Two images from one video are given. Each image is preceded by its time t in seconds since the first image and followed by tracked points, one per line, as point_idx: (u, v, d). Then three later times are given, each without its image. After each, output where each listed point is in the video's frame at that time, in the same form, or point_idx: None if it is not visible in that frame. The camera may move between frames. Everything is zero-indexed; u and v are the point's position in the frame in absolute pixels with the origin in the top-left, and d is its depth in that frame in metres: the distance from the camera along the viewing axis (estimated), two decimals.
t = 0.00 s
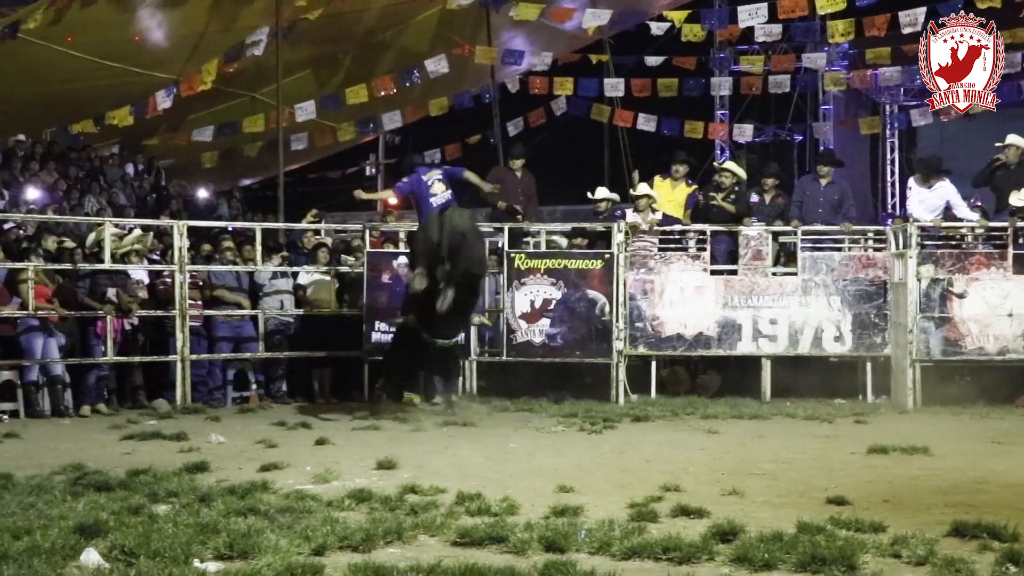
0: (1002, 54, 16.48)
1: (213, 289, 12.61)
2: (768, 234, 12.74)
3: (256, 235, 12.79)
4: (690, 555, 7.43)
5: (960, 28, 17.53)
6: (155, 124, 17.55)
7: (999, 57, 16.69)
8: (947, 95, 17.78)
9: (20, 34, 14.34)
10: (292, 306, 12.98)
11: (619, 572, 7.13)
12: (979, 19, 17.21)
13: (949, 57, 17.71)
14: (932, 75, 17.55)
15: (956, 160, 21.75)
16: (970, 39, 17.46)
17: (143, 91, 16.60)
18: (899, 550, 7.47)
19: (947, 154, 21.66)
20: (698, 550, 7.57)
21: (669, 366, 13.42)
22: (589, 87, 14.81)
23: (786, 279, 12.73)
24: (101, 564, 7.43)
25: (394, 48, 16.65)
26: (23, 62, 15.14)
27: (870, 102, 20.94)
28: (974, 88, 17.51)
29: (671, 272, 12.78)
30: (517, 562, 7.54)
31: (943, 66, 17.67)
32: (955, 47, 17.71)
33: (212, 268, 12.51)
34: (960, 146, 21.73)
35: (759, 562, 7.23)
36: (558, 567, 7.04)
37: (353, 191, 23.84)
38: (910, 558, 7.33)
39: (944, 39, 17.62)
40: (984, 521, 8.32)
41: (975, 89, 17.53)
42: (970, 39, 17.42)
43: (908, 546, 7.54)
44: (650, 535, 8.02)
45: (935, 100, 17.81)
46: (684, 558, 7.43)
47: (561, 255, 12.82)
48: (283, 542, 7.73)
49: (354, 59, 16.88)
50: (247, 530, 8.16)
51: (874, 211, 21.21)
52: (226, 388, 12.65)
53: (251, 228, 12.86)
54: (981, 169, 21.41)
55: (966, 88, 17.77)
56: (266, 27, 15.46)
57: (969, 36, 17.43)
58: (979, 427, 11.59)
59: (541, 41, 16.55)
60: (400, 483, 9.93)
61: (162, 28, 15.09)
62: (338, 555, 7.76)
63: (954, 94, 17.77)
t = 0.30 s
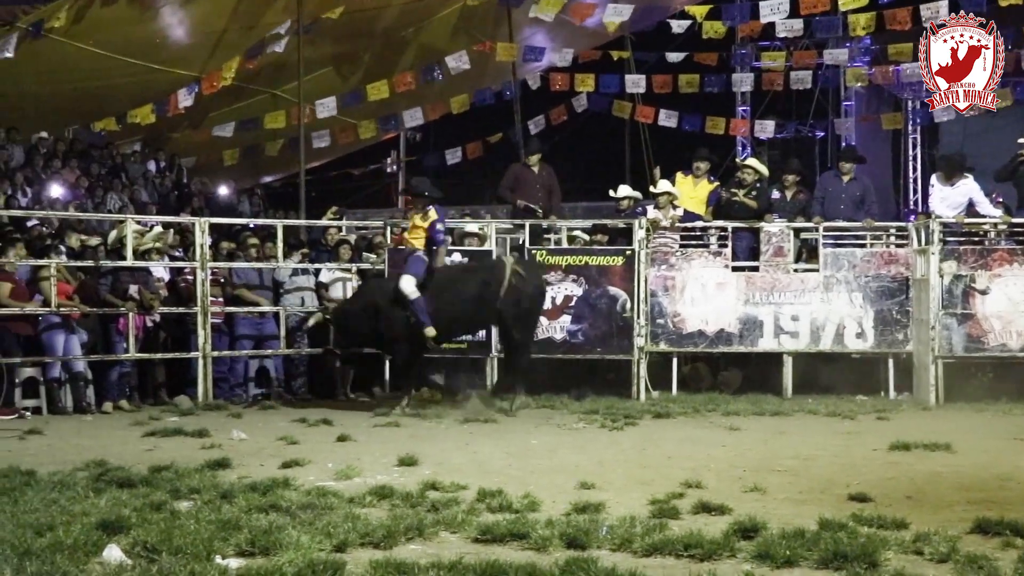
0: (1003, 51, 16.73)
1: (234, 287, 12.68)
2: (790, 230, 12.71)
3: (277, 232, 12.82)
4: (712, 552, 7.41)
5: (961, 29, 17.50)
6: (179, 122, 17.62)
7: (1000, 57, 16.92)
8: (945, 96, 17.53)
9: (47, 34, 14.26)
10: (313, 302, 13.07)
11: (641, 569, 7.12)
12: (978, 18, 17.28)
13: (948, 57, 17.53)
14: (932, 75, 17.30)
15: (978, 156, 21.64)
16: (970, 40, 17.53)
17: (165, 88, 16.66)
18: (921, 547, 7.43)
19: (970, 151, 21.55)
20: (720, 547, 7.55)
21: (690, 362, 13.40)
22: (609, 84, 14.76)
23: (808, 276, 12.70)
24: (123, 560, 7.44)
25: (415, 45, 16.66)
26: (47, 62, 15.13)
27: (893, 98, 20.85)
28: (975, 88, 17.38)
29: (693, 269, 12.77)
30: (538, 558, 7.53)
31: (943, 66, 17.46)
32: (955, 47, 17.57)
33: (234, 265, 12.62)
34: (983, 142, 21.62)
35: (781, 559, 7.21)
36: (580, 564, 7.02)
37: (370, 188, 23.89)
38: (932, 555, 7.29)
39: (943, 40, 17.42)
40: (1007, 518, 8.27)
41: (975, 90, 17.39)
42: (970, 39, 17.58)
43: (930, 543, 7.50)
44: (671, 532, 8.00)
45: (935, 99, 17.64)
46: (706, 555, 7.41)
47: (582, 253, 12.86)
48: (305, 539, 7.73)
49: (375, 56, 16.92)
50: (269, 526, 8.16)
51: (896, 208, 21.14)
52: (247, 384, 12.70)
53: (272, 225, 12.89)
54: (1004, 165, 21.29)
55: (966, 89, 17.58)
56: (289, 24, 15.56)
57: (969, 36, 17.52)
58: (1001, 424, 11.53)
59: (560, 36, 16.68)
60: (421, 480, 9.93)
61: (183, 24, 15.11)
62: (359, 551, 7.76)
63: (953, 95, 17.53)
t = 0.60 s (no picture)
0: (1003, 53, 16.89)
1: (252, 286, 12.73)
2: (808, 228, 12.72)
3: (294, 231, 12.73)
4: (731, 550, 7.39)
5: (961, 29, 17.50)
6: (195, 120, 17.69)
7: (1000, 57, 17.13)
8: (947, 96, 17.50)
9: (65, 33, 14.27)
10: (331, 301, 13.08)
11: (660, 568, 7.10)
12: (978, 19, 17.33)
13: (949, 57, 17.58)
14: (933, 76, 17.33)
15: (999, 153, 21.51)
16: (969, 40, 17.65)
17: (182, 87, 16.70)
18: (941, 545, 7.39)
19: (992, 147, 21.43)
20: (739, 545, 7.53)
21: (708, 360, 13.45)
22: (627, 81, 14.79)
23: (826, 274, 12.67)
24: (142, 558, 7.45)
25: (434, 40, 16.54)
26: (66, 62, 15.17)
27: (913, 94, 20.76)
28: (975, 88, 17.55)
29: (711, 266, 12.74)
30: (557, 556, 7.51)
31: (944, 66, 17.48)
32: (955, 48, 17.65)
33: (251, 263, 12.61)
34: (1004, 139, 21.50)
35: (800, 557, 7.18)
36: (599, 562, 7.00)
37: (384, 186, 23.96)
38: (952, 553, 7.25)
39: (944, 40, 17.49)
40: None
41: (975, 89, 17.56)
42: (970, 39, 17.72)
43: (950, 541, 7.46)
44: (689, 529, 7.98)
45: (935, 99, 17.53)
46: (725, 553, 7.39)
47: (601, 251, 12.78)
48: (324, 536, 7.73)
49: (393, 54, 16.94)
50: (288, 524, 8.17)
51: (916, 204, 21.07)
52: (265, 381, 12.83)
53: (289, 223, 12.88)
54: None
55: (966, 89, 17.64)
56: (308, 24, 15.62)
57: (969, 36, 17.54)
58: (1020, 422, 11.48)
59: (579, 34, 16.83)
60: (439, 478, 9.93)
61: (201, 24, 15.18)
62: (378, 549, 7.76)
63: (954, 95, 17.54)
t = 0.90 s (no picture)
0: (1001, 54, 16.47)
1: (269, 283, 12.85)
2: (827, 225, 12.67)
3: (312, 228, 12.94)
4: (750, 549, 7.37)
5: (961, 28, 17.45)
6: (212, 118, 17.75)
7: (998, 57, 16.69)
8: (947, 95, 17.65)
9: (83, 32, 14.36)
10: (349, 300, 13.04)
11: (680, 566, 7.08)
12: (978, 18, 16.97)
13: (950, 57, 17.63)
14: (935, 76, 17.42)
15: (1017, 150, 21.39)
16: (969, 39, 17.60)
17: (202, 85, 16.74)
18: (962, 544, 7.35)
19: (1010, 145, 21.30)
20: (758, 543, 7.50)
21: (726, 358, 13.44)
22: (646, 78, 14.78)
23: (846, 271, 12.64)
24: (163, 555, 7.45)
25: (451, 39, 16.59)
26: (84, 61, 15.21)
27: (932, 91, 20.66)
28: (975, 88, 17.61)
29: (729, 264, 12.72)
30: (576, 554, 7.50)
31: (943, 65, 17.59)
32: (955, 47, 17.61)
33: (269, 261, 12.74)
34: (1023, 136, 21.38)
35: (820, 556, 7.15)
36: (618, 560, 6.98)
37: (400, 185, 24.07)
38: (973, 552, 7.21)
39: (944, 41, 17.39)
40: None
41: (975, 89, 17.48)
42: (970, 39, 17.67)
43: (971, 540, 7.42)
44: (709, 528, 7.95)
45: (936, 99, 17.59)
46: (745, 552, 7.36)
47: (620, 248, 12.75)
48: (343, 534, 7.73)
49: (410, 52, 16.90)
50: (307, 521, 8.17)
51: (935, 200, 20.99)
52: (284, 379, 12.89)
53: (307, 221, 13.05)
54: None
55: (967, 89, 17.66)
56: (325, 20, 15.59)
57: (969, 36, 17.47)
58: None
59: (598, 32, 16.88)
60: (458, 476, 9.93)
61: (220, 23, 15.19)
62: (397, 547, 7.76)
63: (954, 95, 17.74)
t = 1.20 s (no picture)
0: (1003, 54, 16.90)
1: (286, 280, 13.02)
2: (845, 223, 12.62)
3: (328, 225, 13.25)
4: (768, 548, 7.34)
5: (960, 29, 17.42)
6: (229, 118, 17.84)
7: (1000, 57, 17.16)
8: (947, 95, 17.87)
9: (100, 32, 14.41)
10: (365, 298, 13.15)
11: (698, 565, 7.06)
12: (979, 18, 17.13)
13: (950, 57, 17.63)
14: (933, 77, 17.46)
15: None
16: (969, 39, 17.59)
17: (218, 85, 16.78)
18: (981, 543, 7.30)
19: None
20: (776, 542, 7.48)
21: (744, 357, 13.42)
22: (662, 76, 14.79)
23: (863, 269, 12.59)
24: (181, 553, 7.46)
25: (467, 37, 16.62)
26: (101, 61, 15.26)
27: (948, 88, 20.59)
28: (974, 88, 17.84)
29: (746, 262, 12.69)
30: (593, 553, 7.49)
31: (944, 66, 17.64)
32: (955, 48, 17.56)
33: (284, 260, 12.97)
34: None
35: (837, 556, 7.11)
36: (635, 559, 6.97)
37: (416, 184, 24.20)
38: (993, 551, 7.17)
39: (943, 40, 17.36)
40: None
41: (975, 89, 17.90)
42: (969, 39, 17.66)
43: (990, 540, 7.38)
44: (726, 526, 7.93)
45: (935, 99, 17.94)
46: (762, 551, 7.33)
47: (637, 246, 12.75)
48: (360, 533, 7.74)
49: (427, 50, 16.90)
50: (324, 520, 8.17)
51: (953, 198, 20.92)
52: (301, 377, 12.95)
53: (322, 219, 13.32)
54: None
55: (966, 88, 18.01)
56: (342, 19, 15.62)
57: (969, 36, 17.44)
58: None
59: (613, 32, 16.83)
60: (474, 474, 9.93)
61: (236, 22, 15.23)
62: (414, 545, 7.76)
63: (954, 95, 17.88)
